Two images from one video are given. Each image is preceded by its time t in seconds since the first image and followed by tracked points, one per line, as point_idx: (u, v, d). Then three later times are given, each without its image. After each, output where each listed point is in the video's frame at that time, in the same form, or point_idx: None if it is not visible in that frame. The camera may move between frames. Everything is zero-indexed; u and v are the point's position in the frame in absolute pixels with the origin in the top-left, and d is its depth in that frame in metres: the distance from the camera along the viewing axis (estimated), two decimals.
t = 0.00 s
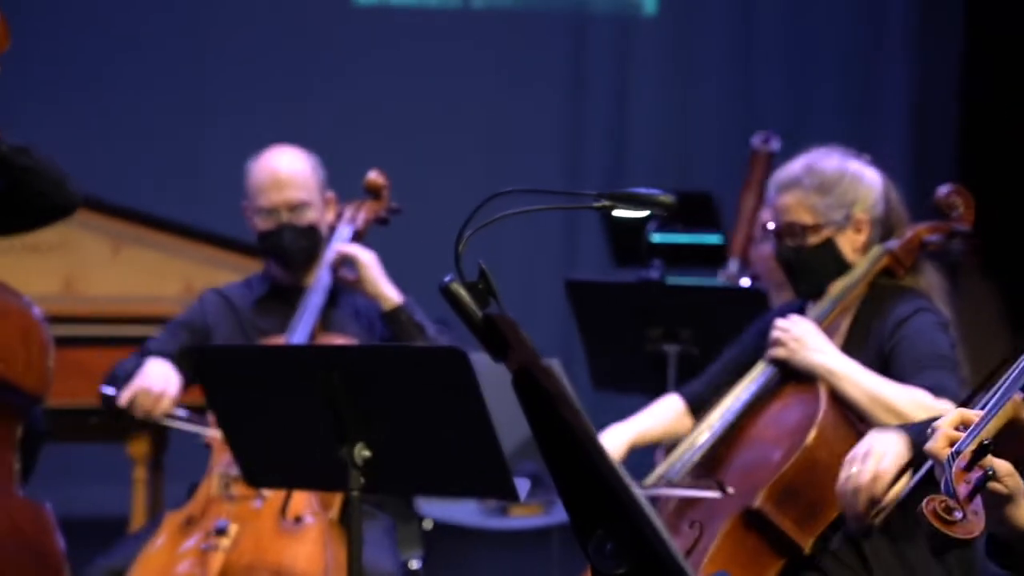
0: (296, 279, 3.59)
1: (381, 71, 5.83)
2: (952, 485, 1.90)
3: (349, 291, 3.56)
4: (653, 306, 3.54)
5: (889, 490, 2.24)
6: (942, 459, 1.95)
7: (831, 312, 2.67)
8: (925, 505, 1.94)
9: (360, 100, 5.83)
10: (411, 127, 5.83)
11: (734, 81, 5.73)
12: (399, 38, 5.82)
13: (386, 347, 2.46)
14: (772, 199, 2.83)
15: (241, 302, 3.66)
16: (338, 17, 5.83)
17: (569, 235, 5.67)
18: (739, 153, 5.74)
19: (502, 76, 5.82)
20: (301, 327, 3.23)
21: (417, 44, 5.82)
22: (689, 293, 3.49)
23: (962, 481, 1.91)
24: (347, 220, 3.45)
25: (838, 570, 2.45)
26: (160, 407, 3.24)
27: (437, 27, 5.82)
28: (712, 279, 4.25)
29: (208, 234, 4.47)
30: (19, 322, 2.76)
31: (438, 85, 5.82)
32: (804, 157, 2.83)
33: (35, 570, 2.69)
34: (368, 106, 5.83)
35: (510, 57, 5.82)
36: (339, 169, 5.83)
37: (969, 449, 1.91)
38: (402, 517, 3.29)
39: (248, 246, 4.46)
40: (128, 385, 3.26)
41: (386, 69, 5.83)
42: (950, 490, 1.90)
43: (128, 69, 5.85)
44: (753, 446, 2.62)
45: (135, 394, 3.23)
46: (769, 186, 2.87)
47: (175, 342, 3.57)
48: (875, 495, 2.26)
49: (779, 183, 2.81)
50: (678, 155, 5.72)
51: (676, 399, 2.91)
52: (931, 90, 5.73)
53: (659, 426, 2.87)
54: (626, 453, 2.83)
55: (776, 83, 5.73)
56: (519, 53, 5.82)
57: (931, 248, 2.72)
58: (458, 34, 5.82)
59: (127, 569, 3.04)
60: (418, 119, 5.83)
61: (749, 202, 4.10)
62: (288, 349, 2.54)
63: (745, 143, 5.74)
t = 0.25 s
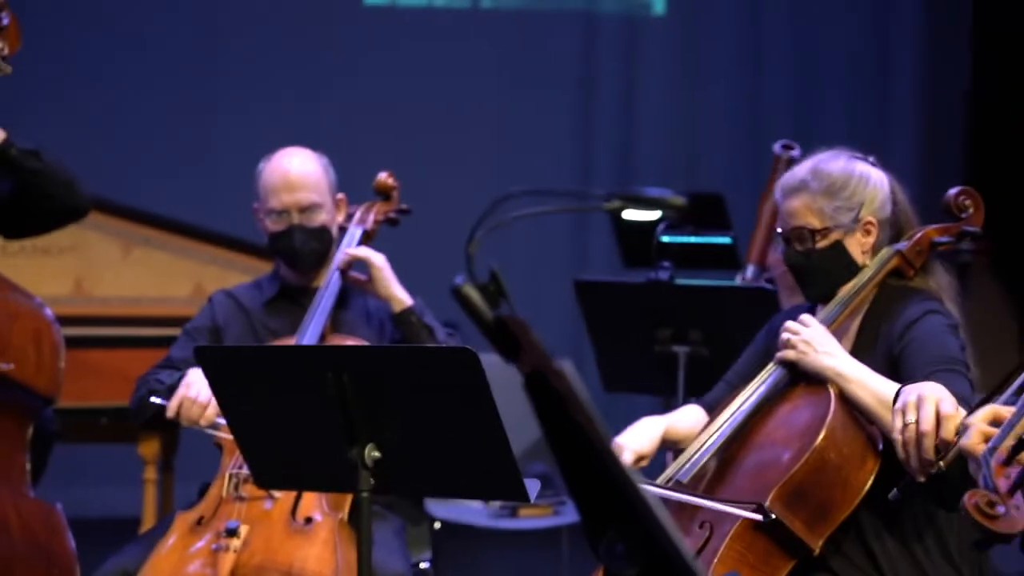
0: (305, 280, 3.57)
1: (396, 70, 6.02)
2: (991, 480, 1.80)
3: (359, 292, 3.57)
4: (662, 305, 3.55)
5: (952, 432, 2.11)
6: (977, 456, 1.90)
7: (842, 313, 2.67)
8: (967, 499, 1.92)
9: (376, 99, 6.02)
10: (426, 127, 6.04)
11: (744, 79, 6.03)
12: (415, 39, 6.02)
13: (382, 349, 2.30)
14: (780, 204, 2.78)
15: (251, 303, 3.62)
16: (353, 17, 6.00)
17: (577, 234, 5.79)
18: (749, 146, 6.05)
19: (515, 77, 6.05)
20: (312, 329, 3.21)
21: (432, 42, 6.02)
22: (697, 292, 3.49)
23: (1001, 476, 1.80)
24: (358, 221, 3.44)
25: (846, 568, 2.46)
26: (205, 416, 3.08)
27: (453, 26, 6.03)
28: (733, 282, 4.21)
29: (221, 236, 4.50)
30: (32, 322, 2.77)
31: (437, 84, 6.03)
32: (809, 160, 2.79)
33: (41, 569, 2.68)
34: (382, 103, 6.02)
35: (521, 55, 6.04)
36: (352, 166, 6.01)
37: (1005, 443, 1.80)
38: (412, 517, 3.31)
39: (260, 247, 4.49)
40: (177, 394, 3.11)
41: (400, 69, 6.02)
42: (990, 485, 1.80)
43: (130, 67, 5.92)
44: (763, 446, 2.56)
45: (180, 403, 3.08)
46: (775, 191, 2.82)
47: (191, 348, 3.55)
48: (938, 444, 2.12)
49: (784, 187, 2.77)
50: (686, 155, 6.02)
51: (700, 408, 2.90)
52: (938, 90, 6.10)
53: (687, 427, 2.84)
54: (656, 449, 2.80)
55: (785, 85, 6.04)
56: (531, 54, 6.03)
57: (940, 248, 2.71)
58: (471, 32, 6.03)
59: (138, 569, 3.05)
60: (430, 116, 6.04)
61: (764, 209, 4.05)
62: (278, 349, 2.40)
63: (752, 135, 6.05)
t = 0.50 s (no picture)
0: (315, 281, 3.58)
1: (404, 70, 6.07)
2: None
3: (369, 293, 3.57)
4: (670, 306, 3.54)
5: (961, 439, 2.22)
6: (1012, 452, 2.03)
7: (849, 311, 2.59)
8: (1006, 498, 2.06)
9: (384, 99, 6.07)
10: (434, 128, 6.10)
11: (751, 78, 6.06)
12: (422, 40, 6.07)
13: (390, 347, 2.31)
14: (784, 207, 2.76)
15: (261, 303, 3.63)
16: (361, 17, 6.04)
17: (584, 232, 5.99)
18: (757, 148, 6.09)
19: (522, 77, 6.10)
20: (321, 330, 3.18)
21: (440, 42, 6.08)
22: (705, 293, 3.49)
23: None
24: (368, 222, 3.45)
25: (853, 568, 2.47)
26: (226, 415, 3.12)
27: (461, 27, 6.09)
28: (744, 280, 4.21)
29: (230, 236, 4.52)
30: (41, 322, 2.77)
31: (437, 83, 6.09)
32: (812, 162, 2.76)
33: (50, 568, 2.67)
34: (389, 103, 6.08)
35: (528, 54, 6.09)
36: (359, 166, 6.07)
37: None
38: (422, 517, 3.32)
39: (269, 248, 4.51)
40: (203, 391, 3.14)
41: (408, 69, 6.07)
42: None
43: (134, 66, 5.94)
44: (770, 446, 2.55)
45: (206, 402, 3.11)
46: (780, 195, 2.79)
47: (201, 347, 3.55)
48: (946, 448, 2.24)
49: (790, 191, 2.74)
50: (693, 157, 6.06)
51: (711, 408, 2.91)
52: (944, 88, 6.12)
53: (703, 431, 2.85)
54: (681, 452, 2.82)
55: (793, 85, 6.07)
56: (537, 55, 6.09)
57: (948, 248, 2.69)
58: (478, 32, 6.09)
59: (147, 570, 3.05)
60: (438, 117, 6.10)
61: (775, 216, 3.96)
62: (285, 346, 2.39)
63: (760, 137, 6.08)
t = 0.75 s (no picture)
0: (322, 279, 3.51)
1: (412, 70, 6.08)
2: None
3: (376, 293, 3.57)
4: (678, 305, 3.54)
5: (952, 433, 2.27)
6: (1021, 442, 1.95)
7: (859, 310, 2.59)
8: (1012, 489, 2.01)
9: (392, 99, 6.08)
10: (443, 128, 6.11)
11: (759, 78, 6.06)
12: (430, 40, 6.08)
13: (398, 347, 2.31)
14: (792, 205, 2.74)
15: (267, 304, 3.56)
16: (369, 17, 6.04)
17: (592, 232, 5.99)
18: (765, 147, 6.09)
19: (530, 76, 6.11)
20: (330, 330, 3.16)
21: (447, 42, 6.08)
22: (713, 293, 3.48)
23: None
24: (376, 221, 3.43)
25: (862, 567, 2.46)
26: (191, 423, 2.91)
27: (468, 26, 6.09)
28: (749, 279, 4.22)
29: (239, 236, 4.53)
30: (51, 322, 2.79)
31: (448, 83, 6.09)
32: (819, 162, 2.74)
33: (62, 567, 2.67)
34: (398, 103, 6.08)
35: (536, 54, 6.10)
36: (368, 166, 6.07)
37: None
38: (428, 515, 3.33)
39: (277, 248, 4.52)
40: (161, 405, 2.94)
41: (416, 69, 6.08)
42: None
43: (142, 66, 5.95)
44: (779, 446, 2.54)
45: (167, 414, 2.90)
46: (786, 193, 2.77)
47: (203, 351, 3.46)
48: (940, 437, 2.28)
49: (796, 190, 2.72)
50: (701, 155, 6.06)
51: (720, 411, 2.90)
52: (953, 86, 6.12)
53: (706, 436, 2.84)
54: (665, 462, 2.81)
55: (801, 83, 6.07)
56: (545, 54, 6.09)
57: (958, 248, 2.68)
58: (486, 31, 6.09)
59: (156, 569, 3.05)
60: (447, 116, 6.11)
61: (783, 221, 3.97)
62: (294, 348, 2.39)
63: (768, 136, 6.08)
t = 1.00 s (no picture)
0: (328, 280, 3.50)
1: (420, 70, 6.08)
2: None
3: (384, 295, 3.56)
4: (685, 304, 3.54)
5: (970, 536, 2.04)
6: None
7: (869, 311, 2.58)
8: None
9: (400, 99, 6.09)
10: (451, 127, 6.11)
11: (767, 78, 6.06)
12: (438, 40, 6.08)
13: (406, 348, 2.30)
14: (790, 216, 2.71)
15: (274, 308, 3.56)
16: (376, 17, 6.05)
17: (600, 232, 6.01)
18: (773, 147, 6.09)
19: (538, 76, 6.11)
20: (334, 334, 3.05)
21: (455, 42, 6.09)
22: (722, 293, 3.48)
23: None
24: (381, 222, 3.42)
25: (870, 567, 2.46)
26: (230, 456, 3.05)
27: (476, 27, 6.09)
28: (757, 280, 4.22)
29: (246, 237, 4.54)
30: (61, 322, 2.81)
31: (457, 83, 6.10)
32: (816, 169, 2.73)
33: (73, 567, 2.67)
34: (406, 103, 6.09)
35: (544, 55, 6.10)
36: (375, 167, 6.08)
37: None
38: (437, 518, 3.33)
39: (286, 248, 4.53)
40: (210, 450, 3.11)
41: (424, 70, 6.09)
42: None
43: (150, 67, 5.96)
44: (787, 447, 2.53)
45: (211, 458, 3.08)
46: (786, 202, 2.76)
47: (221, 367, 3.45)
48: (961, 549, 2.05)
49: (794, 199, 2.71)
50: (709, 154, 6.06)
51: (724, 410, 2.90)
52: (962, 87, 6.12)
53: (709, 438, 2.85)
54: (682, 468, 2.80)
55: (810, 83, 6.07)
56: (553, 54, 6.09)
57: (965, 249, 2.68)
58: (493, 32, 6.10)
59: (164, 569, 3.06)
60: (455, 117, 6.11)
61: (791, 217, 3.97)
62: (304, 349, 2.39)
63: (777, 136, 6.08)
